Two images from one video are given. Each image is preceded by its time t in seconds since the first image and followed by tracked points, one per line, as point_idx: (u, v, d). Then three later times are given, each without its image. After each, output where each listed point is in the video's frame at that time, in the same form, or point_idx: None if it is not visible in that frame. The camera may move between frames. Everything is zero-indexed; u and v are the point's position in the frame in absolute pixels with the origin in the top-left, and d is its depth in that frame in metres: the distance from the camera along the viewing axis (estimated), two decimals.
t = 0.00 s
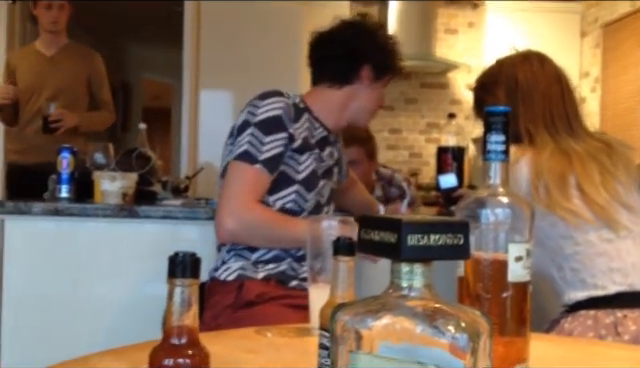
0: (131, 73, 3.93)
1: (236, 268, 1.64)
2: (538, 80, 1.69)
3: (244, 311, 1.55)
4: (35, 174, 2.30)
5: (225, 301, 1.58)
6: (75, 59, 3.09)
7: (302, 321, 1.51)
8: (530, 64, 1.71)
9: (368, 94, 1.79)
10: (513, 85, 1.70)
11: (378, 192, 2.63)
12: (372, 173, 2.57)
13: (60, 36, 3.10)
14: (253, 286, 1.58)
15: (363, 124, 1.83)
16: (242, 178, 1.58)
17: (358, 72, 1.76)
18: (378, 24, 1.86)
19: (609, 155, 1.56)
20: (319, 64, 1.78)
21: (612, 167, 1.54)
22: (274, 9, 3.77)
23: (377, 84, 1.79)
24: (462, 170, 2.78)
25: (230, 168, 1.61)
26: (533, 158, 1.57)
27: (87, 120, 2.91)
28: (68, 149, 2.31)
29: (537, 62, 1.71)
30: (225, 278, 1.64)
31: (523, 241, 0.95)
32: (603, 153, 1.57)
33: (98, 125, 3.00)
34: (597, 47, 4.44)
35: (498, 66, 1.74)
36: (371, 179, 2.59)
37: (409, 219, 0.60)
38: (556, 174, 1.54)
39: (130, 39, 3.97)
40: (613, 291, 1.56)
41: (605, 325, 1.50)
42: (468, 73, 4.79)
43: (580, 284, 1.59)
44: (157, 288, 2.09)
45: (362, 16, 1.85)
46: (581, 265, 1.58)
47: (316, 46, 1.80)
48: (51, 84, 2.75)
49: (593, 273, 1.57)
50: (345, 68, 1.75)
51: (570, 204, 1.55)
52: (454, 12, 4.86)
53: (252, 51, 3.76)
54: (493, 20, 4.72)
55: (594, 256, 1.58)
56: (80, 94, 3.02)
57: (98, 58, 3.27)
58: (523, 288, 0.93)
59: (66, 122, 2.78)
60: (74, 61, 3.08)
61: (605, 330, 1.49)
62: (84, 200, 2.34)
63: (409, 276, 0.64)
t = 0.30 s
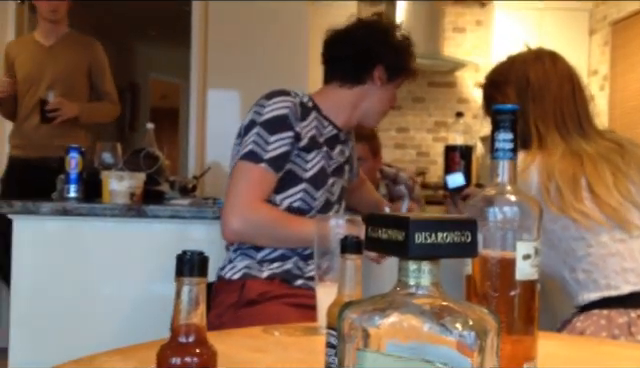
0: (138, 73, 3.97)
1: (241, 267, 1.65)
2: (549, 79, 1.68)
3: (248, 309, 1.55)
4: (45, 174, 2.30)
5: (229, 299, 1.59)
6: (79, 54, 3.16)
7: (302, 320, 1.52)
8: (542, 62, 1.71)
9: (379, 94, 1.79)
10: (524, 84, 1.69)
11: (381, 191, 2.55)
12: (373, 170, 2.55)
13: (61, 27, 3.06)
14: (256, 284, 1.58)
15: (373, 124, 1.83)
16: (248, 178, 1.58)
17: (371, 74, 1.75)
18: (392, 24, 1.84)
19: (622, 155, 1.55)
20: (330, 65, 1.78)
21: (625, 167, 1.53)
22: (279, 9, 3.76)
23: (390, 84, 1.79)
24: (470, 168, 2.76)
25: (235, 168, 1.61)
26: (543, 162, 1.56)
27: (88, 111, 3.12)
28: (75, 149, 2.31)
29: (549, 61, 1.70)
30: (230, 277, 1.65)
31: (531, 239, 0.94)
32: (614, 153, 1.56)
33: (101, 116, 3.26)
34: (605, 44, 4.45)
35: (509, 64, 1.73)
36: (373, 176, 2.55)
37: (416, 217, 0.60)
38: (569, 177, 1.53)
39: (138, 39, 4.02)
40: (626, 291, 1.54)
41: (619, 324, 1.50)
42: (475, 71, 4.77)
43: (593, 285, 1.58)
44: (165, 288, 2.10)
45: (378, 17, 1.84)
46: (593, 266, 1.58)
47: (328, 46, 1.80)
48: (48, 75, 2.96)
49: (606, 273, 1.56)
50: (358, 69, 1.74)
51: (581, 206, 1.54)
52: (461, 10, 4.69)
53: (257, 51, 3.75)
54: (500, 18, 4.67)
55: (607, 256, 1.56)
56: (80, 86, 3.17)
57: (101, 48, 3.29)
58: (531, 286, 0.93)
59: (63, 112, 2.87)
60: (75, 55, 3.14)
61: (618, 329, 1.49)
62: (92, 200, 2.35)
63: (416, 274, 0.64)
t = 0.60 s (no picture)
0: (138, 73, 3.89)
1: (240, 267, 1.65)
2: (551, 80, 1.68)
3: (245, 308, 1.56)
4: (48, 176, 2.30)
5: (228, 299, 1.59)
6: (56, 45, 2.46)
7: (301, 319, 1.51)
8: (545, 64, 1.71)
9: (381, 94, 1.78)
10: (526, 85, 1.70)
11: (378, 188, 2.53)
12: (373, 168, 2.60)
13: (53, 22, 2.54)
14: (254, 284, 1.59)
15: (373, 124, 1.83)
16: (246, 177, 1.59)
17: (373, 73, 1.75)
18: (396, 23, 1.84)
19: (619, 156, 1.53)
20: (331, 64, 1.79)
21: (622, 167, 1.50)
22: (280, 9, 3.77)
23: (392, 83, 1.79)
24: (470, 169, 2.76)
25: (233, 167, 1.61)
26: (532, 169, 1.56)
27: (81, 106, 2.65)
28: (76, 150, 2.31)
29: (552, 62, 1.71)
30: (229, 277, 1.66)
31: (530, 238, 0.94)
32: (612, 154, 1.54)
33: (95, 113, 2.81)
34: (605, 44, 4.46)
35: (513, 63, 1.74)
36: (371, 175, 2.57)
37: (416, 216, 0.60)
38: (555, 183, 1.53)
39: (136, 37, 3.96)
40: (622, 289, 1.53)
41: (616, 322, 1.48)
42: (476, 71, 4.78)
43: (588, 284, 1.58)
44: (165, 288, 2.10)
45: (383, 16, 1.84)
46: (588, 265, 1.58)
47: (331, 45, 1.80)
48: (42, 69, 2.32)
49: (601, 272, 1.56)
50: (360, 68, 1.74)
51: (570, 212, 1.54)
52: (462, 10, 4.66)
53: (257, 51, 3.76)
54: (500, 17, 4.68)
55: (601, 255, 1.56)
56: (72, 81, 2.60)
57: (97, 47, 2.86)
58: (530, 286, 0.93)
59: (55, 104, 2.43)
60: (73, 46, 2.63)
61: (615, 327, 1.48)
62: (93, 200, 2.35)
63: (416, 273, 0.63)
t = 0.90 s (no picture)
0: (136, 76, 3.83)
1: (237, 269, 1.65)
2: (542, 81, 1.67)
3: (240, 310, 1.55)
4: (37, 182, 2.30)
5: (224, 300, 1.60)
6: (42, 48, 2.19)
7: (295, 320, 1.51)
8: (536, 65, 1.71)
9: (379, 93, 1.78)
10: (516, 87, 1.69)
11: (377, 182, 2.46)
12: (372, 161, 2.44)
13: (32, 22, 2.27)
14: (249, 286, 1.59)
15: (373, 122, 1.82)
16: (242, 178, 1.59)
17: (370, 72, 1.75)
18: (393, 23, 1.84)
19: (603, 157, 1.55)
20: (329, 64, 1.79)
21: (605, 168, 1.53)
22: (278, 10, 3.77)
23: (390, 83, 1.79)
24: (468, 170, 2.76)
25: (230, 168, 1.61)
26: (517, 170, 1.57)
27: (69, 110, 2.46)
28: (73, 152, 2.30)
29: (542, 63, 1.70)
30: (226, 279, 1.66)
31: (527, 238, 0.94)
32: (597, 156, 1.55)
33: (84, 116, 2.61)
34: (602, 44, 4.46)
35: (504, 63, 1.73)
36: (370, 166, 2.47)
37: (412, 216, 0.60)
38: (539, 185, 1.54)
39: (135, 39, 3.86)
40: (608, 286, 1.54)
41: (604, 318, 1.48)
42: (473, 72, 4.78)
43: (576, 282, 1.58)
44: (163, 290, 2.10)
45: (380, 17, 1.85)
46: (575, 264, 1.58)
47: (328, 46, 1.80)
48: None
49: (588, 270, 1.57)
50: (358, 68, 1.74)
51: (553, 214, 1.55)
52: (459, 12, 4.69)
53: (254, 51, 3.76)
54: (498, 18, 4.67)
55: (586, 253, 1.57)
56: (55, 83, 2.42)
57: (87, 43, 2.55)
58: (527, 285, 0.93)
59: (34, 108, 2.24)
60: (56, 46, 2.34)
61: (604, 323, 1.47)
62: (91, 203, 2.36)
63: (413, 273, 0.63)
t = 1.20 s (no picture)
0: (127, 77, 3.79)
1: (230, 271, 1.65)
2: (520, 86, 1.66)
3: (232, 312, 1.55)
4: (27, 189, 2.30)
5: (217, 302, 1.60)
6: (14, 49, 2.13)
7: (286, 322, 1.51)
8: (516, 67, 1.69)
9: (373, 95, 1.79)
10: (497, 92, 1.68)
11: (368, 173, 2.47)
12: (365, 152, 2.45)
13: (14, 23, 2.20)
14: (240, 288, 1.59)
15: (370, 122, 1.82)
16: (237, 181, 1.59)
17: (365, 74, 1.76)
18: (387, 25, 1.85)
19: (587, 158, 1.56)
20: (322, 66, 1.79)
21: (590, 169, 1.55)
22: (271, 11, 3.77)
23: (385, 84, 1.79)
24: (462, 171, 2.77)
25: (225, 171, 1.61)
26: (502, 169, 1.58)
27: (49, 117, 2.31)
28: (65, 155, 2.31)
29: (523, 66, 1.68)
30: (219, 280, 1.65)
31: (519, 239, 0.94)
32: (581, 156, 1.57)
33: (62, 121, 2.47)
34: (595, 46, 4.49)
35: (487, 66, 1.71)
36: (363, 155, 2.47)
37: (404, 216, 0.60)
38: (524, 188, 1.54)
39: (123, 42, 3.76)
40: (597, 285, 1.55)
41: (593, 316, 1.47)
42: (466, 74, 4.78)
43: (564, 282, 1.59)
44: (156, 292, 2.10)
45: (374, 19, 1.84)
46: (562, 265, 1.59)
47: (322, 47, 1.80)
48: None
49: (576, 270, 1.57)
50: (352, 69, 1.74)
51: (540, 216, 1.56)
52: (452, 13, 4.75)
53: (247, 52, 3.76)
54: (491, 20, 4.64)
55: (572, 254, 1.57)
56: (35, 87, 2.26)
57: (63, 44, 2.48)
58: (519, 285, 0.93)
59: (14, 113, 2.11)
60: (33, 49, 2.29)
61: (593, 322, 1.46)
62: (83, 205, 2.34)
63: (406, 273, 0.63)
